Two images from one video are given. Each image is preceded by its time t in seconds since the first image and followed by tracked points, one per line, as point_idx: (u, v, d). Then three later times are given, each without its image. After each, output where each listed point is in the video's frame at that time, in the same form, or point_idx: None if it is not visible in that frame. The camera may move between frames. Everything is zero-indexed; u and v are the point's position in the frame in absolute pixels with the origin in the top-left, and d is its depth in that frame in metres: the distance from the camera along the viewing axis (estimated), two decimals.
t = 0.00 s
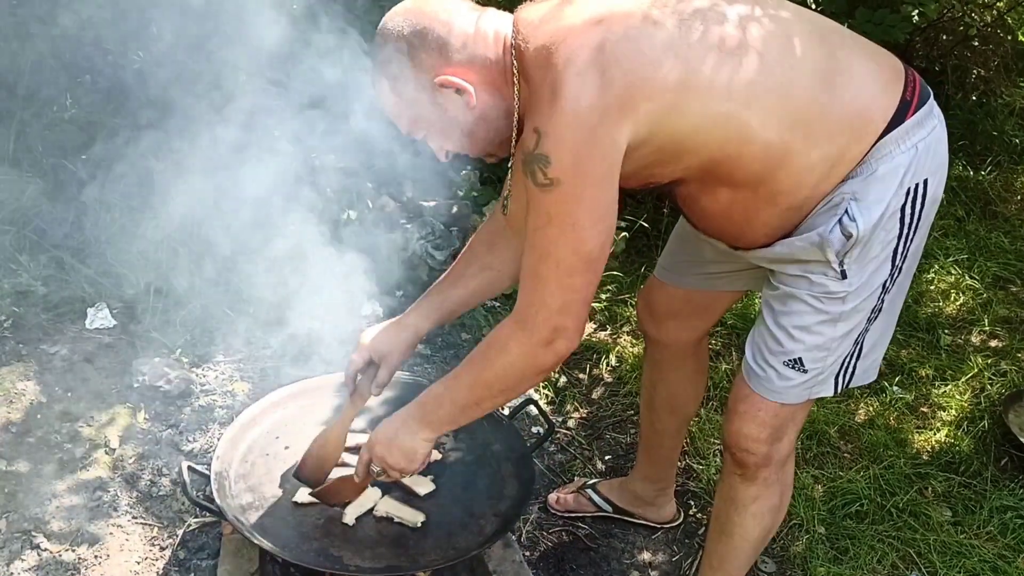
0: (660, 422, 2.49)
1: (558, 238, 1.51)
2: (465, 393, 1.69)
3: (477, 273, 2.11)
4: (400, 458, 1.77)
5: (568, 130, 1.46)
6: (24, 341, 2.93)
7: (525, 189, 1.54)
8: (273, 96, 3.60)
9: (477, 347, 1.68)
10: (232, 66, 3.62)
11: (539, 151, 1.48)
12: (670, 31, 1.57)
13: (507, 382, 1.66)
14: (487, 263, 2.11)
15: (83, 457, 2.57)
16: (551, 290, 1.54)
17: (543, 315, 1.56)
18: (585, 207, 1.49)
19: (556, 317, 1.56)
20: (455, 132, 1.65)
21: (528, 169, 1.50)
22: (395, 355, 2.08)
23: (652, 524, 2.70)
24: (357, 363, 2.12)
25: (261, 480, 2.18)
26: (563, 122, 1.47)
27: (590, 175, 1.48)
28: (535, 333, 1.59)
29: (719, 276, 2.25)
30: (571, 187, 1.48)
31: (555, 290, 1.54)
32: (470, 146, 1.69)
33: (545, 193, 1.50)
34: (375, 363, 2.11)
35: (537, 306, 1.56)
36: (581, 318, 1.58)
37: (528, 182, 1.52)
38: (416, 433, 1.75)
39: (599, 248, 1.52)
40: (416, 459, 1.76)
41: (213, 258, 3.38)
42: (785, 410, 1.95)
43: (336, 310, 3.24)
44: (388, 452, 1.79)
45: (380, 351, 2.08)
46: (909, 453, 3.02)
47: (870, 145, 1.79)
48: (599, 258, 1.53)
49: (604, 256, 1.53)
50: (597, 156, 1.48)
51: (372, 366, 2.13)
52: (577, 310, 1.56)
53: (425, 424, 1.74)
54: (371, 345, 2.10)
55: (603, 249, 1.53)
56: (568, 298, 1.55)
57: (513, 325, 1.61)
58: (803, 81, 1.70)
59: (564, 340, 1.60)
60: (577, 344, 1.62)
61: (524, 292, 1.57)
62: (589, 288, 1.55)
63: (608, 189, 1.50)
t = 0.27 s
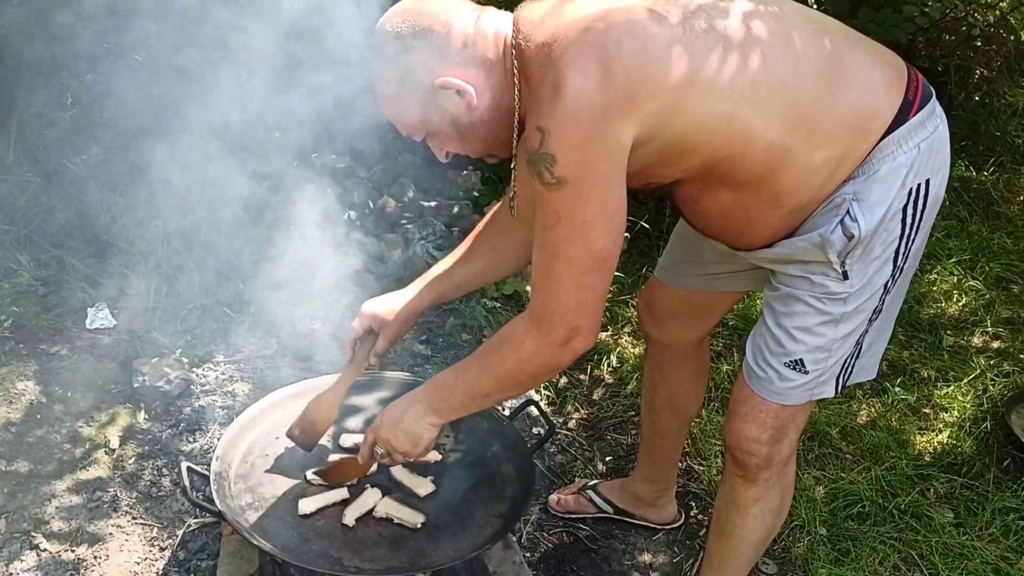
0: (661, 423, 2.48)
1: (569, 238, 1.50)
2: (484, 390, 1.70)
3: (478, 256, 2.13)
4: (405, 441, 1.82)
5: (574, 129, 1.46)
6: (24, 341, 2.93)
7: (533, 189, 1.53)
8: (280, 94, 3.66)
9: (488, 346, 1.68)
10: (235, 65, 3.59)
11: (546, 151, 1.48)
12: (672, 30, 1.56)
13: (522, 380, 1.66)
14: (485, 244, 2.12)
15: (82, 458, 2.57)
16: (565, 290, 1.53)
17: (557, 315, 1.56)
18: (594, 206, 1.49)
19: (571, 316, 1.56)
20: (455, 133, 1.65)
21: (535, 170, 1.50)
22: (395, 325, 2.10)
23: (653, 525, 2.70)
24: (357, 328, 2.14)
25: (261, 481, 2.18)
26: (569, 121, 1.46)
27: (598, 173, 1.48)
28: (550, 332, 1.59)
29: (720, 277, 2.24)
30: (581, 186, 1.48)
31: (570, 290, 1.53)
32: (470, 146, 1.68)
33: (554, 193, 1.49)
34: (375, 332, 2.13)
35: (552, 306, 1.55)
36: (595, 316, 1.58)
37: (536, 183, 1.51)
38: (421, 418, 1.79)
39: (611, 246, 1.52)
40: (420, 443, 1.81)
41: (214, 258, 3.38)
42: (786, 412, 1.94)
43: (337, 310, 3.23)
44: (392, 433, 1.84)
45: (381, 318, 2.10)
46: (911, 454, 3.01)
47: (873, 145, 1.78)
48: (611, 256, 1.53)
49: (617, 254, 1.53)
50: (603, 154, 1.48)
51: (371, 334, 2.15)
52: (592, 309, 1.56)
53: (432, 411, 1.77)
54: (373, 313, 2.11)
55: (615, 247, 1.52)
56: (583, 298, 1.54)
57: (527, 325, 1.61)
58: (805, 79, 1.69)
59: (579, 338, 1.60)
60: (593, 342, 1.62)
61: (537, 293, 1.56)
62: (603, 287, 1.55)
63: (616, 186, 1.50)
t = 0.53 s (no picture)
0: (663, 419, 2.48)
1: (547, 230, 1.51)
2: (455, 380, 1.70)
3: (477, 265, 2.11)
4: (394, 438, 1.82)
5: (565, 124, 1.46)
6: (26, 337, 2.94)
7: (519, 181, 1.54)
8: (274, 94, 3.49)
9: (466, 335, 1.70)
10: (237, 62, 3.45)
11: (535, 145, 1.48)
12: (672, 27, 1.56)
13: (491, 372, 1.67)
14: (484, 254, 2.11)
15: (84, 453, 2.57)
16: (537, 282, 1.54)
17: (528, 306, 1.57)
18: (577, 202, 1.49)
19: (540, 308, 1.57)
20: (456, 126, 1.64)
21: (522, 162, 1.50)
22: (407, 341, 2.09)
23: (655, 521, 2.69)
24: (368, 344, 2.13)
25: (262, 477, 2.18)
26: (561, 116, 1.46)
27: (585, 169, 1.48)
28: (521, 323, 1.59)
29: (723, 273, 2.24)
30: (565, 182, 1.48)
31: (542, 282, 1.54)
32: (470, 140, 1.68)
33: (539, 186, 1.50)
34: (386, 345, 2.12)
35: (523, 296, 1.57)
36: (567, 311, 1.58)
37: (522, 174, 1.52)
38: (408, 415, 1.78)
39: (589, 243, 1.52)
40: (409, 441, 1.81)
41: (216, 255, 3.38)
42: (789, 408, 1.94)
43: (339, 306, 3.23)
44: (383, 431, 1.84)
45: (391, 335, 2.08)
46: (915, 451, 3.00)
47: (875, 140, 1.78)
48: (588, 252, 1.53)
49: (594, 251, 1.53)
50: (593, 151, 1.47)
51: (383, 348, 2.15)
52: (563, 302, 1.56)
53: (418, 409, 1.76)
54: (382, 330, 2.09)
55: (592, 244, 1.52)
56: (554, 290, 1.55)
57: (501, 314, 1.62)
58: (807, 77, 1.68)
59: (548, 331, 1.60)
60: (561, 336, 1.62)
61: (512, 282, 1.58)
62: (575, 282, 1.55)
63: (602, 183, 1.50)
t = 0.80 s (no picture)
0: (670, 400, 2.48)
1: (554, 207, 1.51)
2: (463, 359, 1.70)
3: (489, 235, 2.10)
4: (402, 416, 1.80)
5: (570, 100, 1.45)
6: (35, 320, 2.96)
7: (525, 158, 1.53)
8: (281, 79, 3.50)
9: (473, 314, 1.70)
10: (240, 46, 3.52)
11: (541, 122, 1.47)
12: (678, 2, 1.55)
13: (499, 350, 1.67)
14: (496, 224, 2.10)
15: (94, 435, 2.59)
16: (545, 259, 1.54)
17: (536, 284, 1.57)
18: (583, 179, 1.49)
19: (548, 286, 1.57)
20: (463, 102, 1.64)
21: (529, 139, 1.50)
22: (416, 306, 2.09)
23: (661, 504, 2.70)
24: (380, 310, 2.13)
25: (271, 458, 2.19)
26: (566, 93, 1.45)
27: (591, 146, 1.47)
28: (529, 301, 1.59)
29: (730, 253, 2.23)
30: (571, 159, 1.48)
31: (550, 259, 1.54)
32: (478, 116, 1.67)
33: (545, 163, 1.49)
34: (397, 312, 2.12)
35: (531, 274, 1.57)
36: (575, 288, 1.58)
37: (528, 152, 1.52)
38: (417, 394, 1.77)
39: (596, 220, 1.52)
40: (418, 417, 1.78)
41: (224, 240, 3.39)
42: (795, 387, 1.93)
43: (346, 290, 3.24)
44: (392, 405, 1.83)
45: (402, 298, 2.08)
46: (923, 434, 2.99)
47: (883, 117, 1.76)
48: (595, 228, 1.53)
49: (601, 227, 1.53)
50: (599, 129, 1.47)
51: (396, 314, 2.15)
52: (571, 280, 1.56)
53: (426, 386, 1.76)
54: (393, 293, 2.09)
55: (600, 221, 1.52)
56: (562, 268, 1.55)
57: (508, 293, 1.61)
58: (814, 53, 1.68)
59: (556, 309, 1.60)
60: (570, 314, 1.63)
61: (520, 259, 1.57)
62: (583, 259, 1.55)
63: (608, 160, 1.49)
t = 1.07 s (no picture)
0: (682, 375, 2.47)
1: (567, 172, 1.49)
2: (475, 326, 1.70)
3: (502, 216, 2.06)
4: (409, 388, 1.80)
5: (582, 65, 1.43)
6: (49, 295, 2.98)
7: (537, 123, 1.52)
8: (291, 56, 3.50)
9: (485, 281, 1.69)
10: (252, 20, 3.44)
11: (553, 86, 1.45)
12: None
13: (512, 317, 1.67)
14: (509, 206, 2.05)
15: (109, 409, 2.61)
16: (559, 224, 1.53)
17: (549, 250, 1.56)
18: (596, 143, 1.47)
19: (561, 252, 1.56)
20: (475, 67, 1.63)
21: (541, 104, 1.48)
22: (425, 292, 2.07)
23: (672, 479, 2.70)
24: (387, 300, 2.11)
25: (283, 431, 2.20)
26: (579, 55, 1.43)
27: (604, 110, 1.46)
28: (541, 267, 1.59)
29: (742, 226, 2.22)
30: (585, 123, 1.46)
31: (563, 225, 1.53)
32: (490, 81, 1.67)
33: (558, 128, 1.47)
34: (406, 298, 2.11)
35: (544, 240, 1.56)
36: (588, 253, 1.57)
37: (540, 116, 1.50)
38: (426, 363, 1.76)
39: (609, 184, 1.51)
40: (425, 389, 1.79)
41: (235, 217, 3.40)
42: (807, 359, 1.93)
43: (357, 267, 3.24)
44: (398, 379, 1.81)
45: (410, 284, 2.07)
46: (935, 410, 2.98)
47: (896, 84, 1.75)
48: (608, 193, 1.52)
49: (613, 192, 1.52)
50: (612, 91, 1.45)
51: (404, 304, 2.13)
52: (584, 245, 1.56)
53: (434, 355, 1.75)
54: (401, 279, 2.09)
55: (612, 184, 1.52)
56: (575, 234, 1.54)
57: (520, 259, 1.61)
58: (828, 18, 1.66)
59: (569, 274, 1.60)
60: (582, 280, 1.62)
61: (533, 225, 1.56)
62: (596, 224, 1.54)
63: (620, 124, 1.48)
